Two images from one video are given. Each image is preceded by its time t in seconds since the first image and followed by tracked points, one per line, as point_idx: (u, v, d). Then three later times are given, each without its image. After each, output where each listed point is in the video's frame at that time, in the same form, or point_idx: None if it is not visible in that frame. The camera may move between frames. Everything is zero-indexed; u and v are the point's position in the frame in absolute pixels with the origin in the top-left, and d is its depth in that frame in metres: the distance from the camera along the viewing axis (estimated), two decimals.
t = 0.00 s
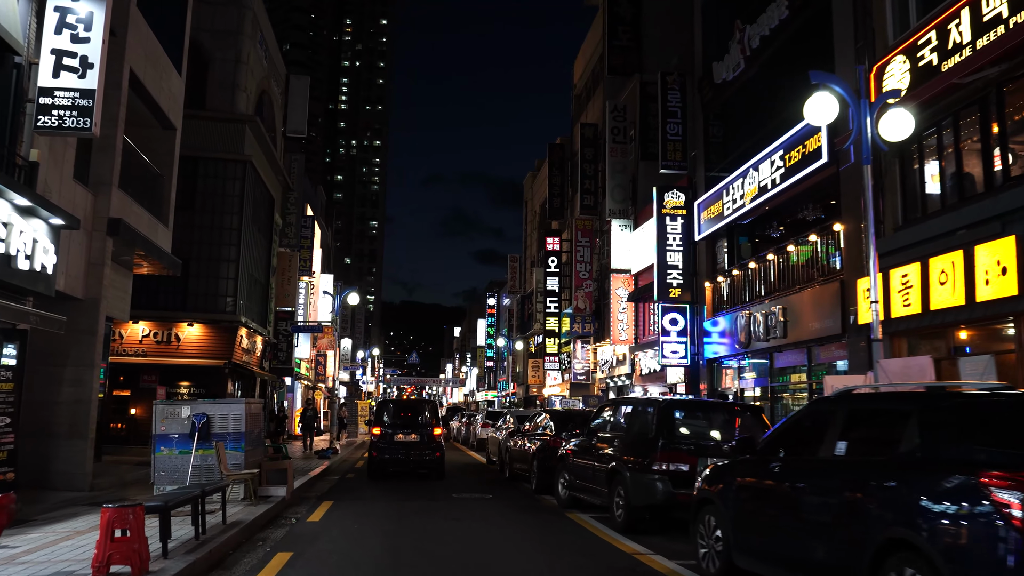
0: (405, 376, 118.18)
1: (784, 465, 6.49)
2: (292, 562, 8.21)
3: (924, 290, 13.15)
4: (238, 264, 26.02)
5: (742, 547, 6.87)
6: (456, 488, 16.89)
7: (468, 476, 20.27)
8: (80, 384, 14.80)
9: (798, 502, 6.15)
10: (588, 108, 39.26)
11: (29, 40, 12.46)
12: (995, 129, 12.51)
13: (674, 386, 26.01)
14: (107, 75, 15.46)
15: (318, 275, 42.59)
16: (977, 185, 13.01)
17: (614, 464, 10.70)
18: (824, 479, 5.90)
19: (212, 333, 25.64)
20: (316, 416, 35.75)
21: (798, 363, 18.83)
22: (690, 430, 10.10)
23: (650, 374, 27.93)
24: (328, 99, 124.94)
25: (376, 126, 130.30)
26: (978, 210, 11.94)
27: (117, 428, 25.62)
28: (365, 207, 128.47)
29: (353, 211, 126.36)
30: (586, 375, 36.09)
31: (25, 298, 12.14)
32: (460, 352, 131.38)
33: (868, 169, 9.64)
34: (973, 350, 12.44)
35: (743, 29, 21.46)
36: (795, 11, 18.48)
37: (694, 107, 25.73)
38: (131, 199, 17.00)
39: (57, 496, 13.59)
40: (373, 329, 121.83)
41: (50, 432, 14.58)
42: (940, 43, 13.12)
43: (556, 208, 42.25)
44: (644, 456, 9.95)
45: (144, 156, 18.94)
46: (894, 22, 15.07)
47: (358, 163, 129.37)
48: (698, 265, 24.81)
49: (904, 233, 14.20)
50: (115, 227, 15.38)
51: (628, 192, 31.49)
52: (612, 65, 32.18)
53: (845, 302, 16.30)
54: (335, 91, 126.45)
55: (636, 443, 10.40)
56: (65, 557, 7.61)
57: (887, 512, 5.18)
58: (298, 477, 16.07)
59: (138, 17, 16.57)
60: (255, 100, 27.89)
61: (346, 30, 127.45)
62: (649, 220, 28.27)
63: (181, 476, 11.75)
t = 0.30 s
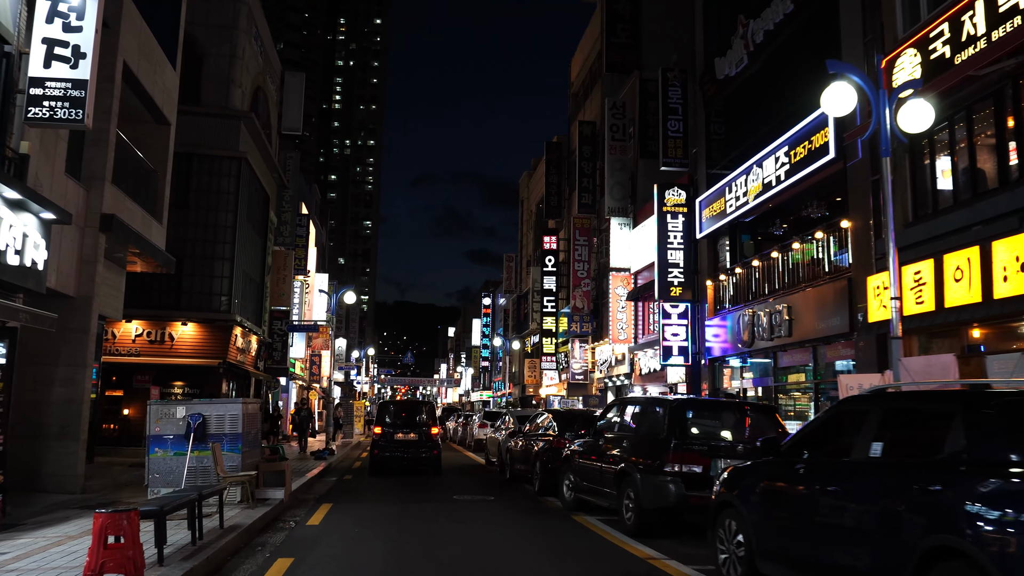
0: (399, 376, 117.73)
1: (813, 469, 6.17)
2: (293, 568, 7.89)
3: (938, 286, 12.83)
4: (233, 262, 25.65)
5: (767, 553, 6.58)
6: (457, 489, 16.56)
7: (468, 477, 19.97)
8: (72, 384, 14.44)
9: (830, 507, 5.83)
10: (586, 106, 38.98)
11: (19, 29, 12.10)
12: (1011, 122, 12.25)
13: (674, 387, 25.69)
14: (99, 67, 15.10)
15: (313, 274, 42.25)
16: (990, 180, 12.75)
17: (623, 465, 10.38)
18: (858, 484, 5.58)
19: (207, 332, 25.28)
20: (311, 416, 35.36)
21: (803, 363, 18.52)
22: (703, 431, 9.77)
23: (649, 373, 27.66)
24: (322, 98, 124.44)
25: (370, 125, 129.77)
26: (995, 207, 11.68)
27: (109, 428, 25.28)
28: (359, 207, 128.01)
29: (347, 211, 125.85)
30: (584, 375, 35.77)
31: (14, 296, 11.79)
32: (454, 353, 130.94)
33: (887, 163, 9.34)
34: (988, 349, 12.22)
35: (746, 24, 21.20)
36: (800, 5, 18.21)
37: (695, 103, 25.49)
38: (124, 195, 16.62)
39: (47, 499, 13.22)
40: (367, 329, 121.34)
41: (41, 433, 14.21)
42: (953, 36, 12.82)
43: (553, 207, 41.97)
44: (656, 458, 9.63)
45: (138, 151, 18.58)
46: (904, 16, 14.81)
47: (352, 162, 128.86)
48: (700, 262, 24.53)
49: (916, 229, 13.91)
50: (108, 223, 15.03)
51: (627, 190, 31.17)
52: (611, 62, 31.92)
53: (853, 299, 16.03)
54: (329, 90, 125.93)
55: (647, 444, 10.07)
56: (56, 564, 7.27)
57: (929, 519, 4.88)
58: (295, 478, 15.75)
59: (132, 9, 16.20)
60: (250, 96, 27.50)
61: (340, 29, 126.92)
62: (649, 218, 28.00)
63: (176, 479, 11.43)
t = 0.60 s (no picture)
0: (394, 375, 117.11)
1: (844, 478, 5.85)
2: None
3: (953, 286, 12.50)
4: (228, 261, 25.20)
5: (794, 566, 6.27)
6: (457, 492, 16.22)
7: (468, 479, 19.65)
8: (64, 385, 14.08)
9: (865, 519, 5.51)
10: (584, 104, 38.66)
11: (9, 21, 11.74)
12: None
13: (675, 387, 25.38)
14: (92, 61, 14.75)
15: (309, 274, 41.91)
16: (1005, 178, 12.47)
17: (633, 471, 10.09)
18: (898, 495, 5.26)
19: (201, 332, 24.95)
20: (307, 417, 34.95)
21: (809, 364, 18.24)
22: (717, 435, 9.47)
23: (649, 374, 27.37)
24: (316, 97, 123.83)
25: (365, 125, 129.24)
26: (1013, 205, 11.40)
27: (102, 429, 25.03)
28: (353, 206, 127.47)
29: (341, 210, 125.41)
30: (583, 375, 35.39)
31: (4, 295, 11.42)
32: (449, 353, 130.52)
33: (909, 157, 9.29)
34: (1005, 350, 11.95)
35: (750, 21, 20.91)
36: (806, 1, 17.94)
37: (696, 101, 25.21)
38: (117, 191, 16.26)
39: (39, 504, 12.86)
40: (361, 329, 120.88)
41: (32, 435, 13.85)
42: (967, 30, 12.53)
43: (551, 206, 41.67)
44: (668, 463, 9.34)
45: (132, 148, 18.21)
46: (915, 11, 14.54)
47: (347, 161, 128.30)
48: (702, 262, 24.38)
49: (929, 229, 13.63)
50: (101, 221, 14.62)
51: (627, 189, 30.82)
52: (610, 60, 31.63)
53: (861, 299, 15.80)
54: (323, 89, 125.46)
55: (659, 449, 9.78)
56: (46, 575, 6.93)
57: (980, 535, 4.57)
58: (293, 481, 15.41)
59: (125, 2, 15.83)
60: (245, 93, 27.12)
61: (334, 28, 126.36)
62: (650, 216, 27.66)
63: (171, 483, 11.10)
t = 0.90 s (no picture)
0: (390, 376, 116.72)
1: (882, 478, 5.56)
2: None
3: (971, 282, 12.23)
4: (225, 259, 24.86)
5: (828, 572, 5.98)
6: (460, 492, 15.93)
7: (470, 479, 19.35)
8: (58, 384, 13.75)
9: (906, 520, 5.23)
10: (584, 101, 38.38)
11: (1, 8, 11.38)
12: None
13: (678, 386, 25.13)
14: (87, 51, 14.37)
15: (306, 272, 41.58)
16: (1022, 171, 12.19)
17: (647, 471, 9.80)
18: (943, 494, 4.98)
19: (198, 330, 24.62)
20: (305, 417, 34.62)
21: (817, 362, 17.97)
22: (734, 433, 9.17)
23: (650, 373, 27.13)
24: (312, 96, 123.33)
25: (360, 124, 128.80)
26: None
27: (97, 430, 24.55)
28: (349, 206, 127.05)
29: (337, 210, 125.02)
30: (583, 374, 35.14)
31: None
32: (445, 352, 130.14)
33: (933, 147, 8.86)
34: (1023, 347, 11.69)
35: (756, 14, 20.63)
36: None
37: (699, 96, 24.94)
38: (113, 185, 15.89)
39: (33, 505, 12.52)
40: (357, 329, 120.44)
41: (25, 436, 13.50)
42: (984, 20, 12.23)
43: (550, 204, 41.40)
44: (685, 463, 9.05)
45: (127, 142, 17.86)
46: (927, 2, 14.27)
47: (342, 161, 127.86)
48: (706, 259, 24.10)
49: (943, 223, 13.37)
50: (95, 216, 14.30)
51: (627, 186, 30.54)
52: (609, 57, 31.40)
53: (871, 295, 15.57)
54: (318, 89, 124.98)
55: (674, 449, 9.48)
56: None
57: None
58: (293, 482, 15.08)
59: None
60: (242, 88, 26.75)
61: (330, 27, 125.89)
62: (653, 214, 27.43)
63: (169, 484, 10.78)
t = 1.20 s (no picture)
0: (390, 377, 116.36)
1: (931, 492, 5.23)
2: None
3: (995, 282, 11.95)
4: (226, 259, 24.52)
5: None
6: (466, 497, 15.61)
7: (475, 482, 19.08)
8: (57, 387, 13.44)
9: (958, 535, 4.90)
10: (587, 100, 38.07)
11: None
12: None
13: (686, 388, 24.75)
14: (86, 48, 14.06)
15: (307, 273, 41.28)
16: None
17: (665, 478, 9.48)
18: (1003, 509, 4.65)
19: (199, 332, 24.29)
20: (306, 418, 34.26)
21: (829, 363, 17.67)
22: (756, 439, 8.82)
23: (656, 374, 26.85)
24: (311, 96, 122.99)
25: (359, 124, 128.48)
26: None
27: (96, 432, 24.21)
28: (349, 206, 126.69)
29: (337, 210, 124.68)
30: (587, 376, 34.80)
31: None
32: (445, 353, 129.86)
33: (963, 143, 8.82)
34: None
35: (765, 11, 20.33)
36: None
37: (706, 94, 24.65)
38: (112, 184, 15.57)
39: (30, 512, 12.20)
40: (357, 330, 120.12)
41: (23, 441, 13.18)
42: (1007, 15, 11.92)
43: (553, 204, 41.13)
44: (705, 471, 8.73)
45: (127, 141, 17.54)
46: None
47: (342, 161, 127.51)
48: (713, 259, 23.75)
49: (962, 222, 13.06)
50: (95, 216, 13.99)
51: (632, 185, 30.20)
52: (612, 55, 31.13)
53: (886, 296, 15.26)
54: (317, 89, 124.66)
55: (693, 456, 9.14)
56: None
57: None
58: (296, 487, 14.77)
59: None
60: (243, 87, 26.43)
61: (329, 27, 125.58)
62: (659, 213, 27.15)
63: (170, 491, 10.48)
